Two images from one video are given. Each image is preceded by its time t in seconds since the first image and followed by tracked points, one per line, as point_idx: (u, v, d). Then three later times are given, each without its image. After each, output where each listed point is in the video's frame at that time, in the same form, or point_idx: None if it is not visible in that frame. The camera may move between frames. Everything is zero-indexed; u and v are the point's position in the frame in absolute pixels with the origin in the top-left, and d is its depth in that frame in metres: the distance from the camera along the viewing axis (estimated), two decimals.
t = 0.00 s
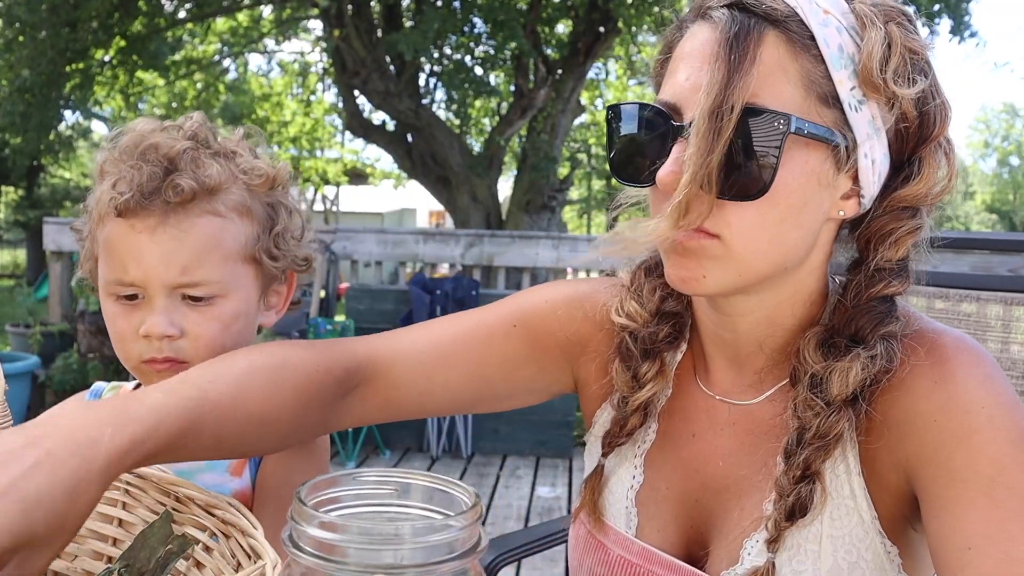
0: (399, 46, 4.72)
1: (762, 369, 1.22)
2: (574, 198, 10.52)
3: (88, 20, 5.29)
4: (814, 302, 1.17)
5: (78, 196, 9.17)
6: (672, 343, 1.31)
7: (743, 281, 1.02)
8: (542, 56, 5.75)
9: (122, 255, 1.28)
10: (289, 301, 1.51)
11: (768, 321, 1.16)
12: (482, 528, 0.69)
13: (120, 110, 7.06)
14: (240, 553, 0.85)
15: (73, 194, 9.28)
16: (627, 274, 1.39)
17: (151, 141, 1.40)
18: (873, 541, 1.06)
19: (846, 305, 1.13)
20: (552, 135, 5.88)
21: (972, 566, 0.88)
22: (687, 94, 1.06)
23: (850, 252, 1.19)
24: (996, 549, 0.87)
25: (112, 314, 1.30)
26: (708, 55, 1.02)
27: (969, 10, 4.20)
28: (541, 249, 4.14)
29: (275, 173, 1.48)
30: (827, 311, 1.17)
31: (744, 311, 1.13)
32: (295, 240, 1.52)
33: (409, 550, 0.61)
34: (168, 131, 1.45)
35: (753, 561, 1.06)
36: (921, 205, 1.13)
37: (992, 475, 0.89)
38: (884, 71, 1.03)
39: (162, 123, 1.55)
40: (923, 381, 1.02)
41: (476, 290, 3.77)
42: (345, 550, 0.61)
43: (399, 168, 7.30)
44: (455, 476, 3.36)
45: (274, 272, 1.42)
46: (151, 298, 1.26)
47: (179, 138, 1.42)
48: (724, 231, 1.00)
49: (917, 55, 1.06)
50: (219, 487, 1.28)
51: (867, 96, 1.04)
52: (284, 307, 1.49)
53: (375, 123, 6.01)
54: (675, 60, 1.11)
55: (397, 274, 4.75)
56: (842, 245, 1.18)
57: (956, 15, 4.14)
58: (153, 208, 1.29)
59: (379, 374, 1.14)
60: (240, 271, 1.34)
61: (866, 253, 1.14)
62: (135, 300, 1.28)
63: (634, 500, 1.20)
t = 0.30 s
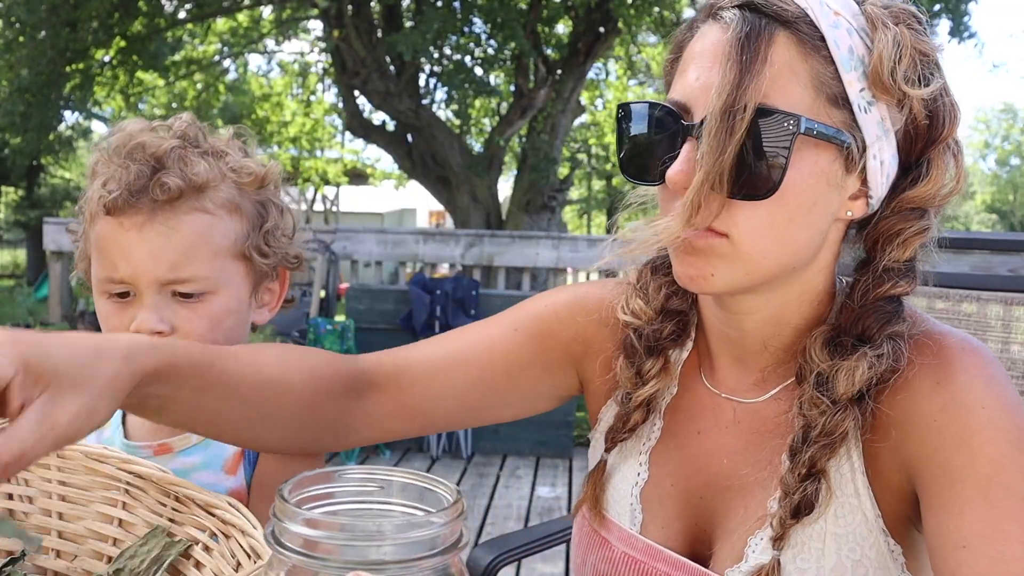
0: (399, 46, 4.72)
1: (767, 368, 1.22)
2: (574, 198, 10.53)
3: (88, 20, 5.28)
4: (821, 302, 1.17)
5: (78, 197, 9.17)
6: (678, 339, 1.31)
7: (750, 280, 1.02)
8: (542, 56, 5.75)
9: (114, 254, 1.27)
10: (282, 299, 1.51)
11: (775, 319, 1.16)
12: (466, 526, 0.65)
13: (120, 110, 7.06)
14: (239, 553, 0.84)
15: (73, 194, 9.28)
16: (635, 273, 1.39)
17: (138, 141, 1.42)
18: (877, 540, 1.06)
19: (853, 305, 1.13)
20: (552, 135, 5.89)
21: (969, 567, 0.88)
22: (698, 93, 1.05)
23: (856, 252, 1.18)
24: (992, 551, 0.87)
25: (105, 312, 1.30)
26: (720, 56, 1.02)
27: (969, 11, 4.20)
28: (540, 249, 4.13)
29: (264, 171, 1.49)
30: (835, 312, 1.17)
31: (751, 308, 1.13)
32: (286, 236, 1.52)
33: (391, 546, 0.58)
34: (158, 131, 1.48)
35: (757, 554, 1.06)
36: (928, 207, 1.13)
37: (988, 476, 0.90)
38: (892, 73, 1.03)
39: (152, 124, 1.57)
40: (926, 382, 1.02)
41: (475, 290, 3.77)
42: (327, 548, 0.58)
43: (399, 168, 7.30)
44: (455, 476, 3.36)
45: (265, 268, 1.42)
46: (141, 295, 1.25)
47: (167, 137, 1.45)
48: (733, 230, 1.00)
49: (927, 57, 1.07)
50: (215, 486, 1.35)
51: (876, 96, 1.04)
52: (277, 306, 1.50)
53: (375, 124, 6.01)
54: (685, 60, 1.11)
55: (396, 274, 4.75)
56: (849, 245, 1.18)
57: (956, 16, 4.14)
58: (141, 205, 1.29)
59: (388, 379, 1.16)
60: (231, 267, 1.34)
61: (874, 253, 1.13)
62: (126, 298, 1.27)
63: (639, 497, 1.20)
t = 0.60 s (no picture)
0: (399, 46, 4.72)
1: (781, 369, 1.22)
2: (574, 198, 10.51)
3: (88, 20, 5.28)
4: (836, 306, 1.17)
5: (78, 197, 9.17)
6: (691, 342, 1.30)
7: (771, 290, 1.03)
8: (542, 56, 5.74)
9: (115, 246, 1.34)
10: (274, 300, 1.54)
11: (787, 325, 1.16)
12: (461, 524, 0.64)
13: (120, 110, 7.06)
14: (239, 554, 0.84)
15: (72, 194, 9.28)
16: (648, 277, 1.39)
17: (146, 138, 1.45)
18: (888, 545, 1.07)
19: (869, 309, 1.14)
20: (552, 135, 5.89)
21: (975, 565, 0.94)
22: (721, 101, 1.03)
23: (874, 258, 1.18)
24: (1000, 549, 0.93)
25: (103, 306, 1.35)
26: (746, 64, 1.00)
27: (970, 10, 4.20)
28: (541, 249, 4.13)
29: (264, 174, 1.51)
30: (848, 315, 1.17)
31: (767, 315, 1.14)
32: (283, 238, 1.53)
33: (387, 546, 0.58)
34: (164, 130, 1.50)
35: (766, 556, 1.07)
36: (949, 213, 1.14)
37: (998, 481, 0.95)
38: (915, 82, 1.03)
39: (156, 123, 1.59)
40: (937, 386, 1.05)
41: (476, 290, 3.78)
42: (323, 547, 0.58)
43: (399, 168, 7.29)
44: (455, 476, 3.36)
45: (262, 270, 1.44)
46: (142, 289, 1.32)
47: (172, 135, 1.47)
48: (755, 240, 1.00)
49: (952, 66, 1.07)
50: (210, 482, 1.39)
51: (900, 105, 1.04)
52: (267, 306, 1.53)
53: (375, 123, 6.01)
54: (704, 64, 1.09)
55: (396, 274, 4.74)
56: (867, 251, 1.18)
57: (956, 16, 4.14)
58: (147, 200, 1.34)
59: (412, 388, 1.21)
60: (231, 265, 1.37)
61: (892, 258, 1.13)
62: (125, 291, 1.34)
63: (647, 499, 1.20)
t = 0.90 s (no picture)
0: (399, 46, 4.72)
1: (798, 371, 1.21)
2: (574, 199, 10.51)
3: (88, 20, 5.27)
4: (857, 307, 1.16)
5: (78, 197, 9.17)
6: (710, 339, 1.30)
7: (797, 295, 1.03)
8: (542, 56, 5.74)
9: (134, 238, 1.34)
10: (263, 301, 1.55)
11: (811, 325, 1.14)
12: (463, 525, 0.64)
13: (120, 110, 7.06)
14: (240, 554, 0.84)
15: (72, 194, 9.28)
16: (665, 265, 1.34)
17: (168, 133, 1.49)
18: (898, 547, 1.07)
19: (889, 310, 1.14)
20: (552, 135, 5.90)
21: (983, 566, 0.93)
22: (757, 102, 1.00)
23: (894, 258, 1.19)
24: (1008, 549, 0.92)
25: (118, 297, 1.35)
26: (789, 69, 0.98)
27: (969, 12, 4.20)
28: (541, 249, 4.13)
29: (263, 173, 1.56)
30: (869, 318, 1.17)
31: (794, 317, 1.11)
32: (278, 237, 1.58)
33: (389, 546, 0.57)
34: (179, 128, 1.53)
35: (777, 557, 1.06)
36: (973, 221, 1.13)
37: (1009, 483, 0.95)
38: (952, 90, 1.03)
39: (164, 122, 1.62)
40: (953, 389, 1.05)
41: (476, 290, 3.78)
42: (322, 546, 0.57)
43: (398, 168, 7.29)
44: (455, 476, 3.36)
45: (267, 263, 1.49)
46: (162, 280, 1.33)
47: (192, 133, 1.51)
48: (788, 248, 0.99)
49: (989, 75, 1.07)
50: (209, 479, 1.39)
51: (936, 113, 1.03)
52: (261, 306, 1.53)
53: (375, 124, 6.01)
54: (736, 63, 1.06)
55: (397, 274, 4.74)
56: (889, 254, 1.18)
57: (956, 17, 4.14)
58: (173, 191, 1.36)
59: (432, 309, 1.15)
60: (244, 260, 1.41)
61: (915, 262, 1.13)
62: (143, 283, 1.34)
63: (654, 493, 1.21)
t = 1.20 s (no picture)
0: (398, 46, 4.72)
1: (810, 376, 1.21)
2: (574, 199, 10.52)
3: (88, 20, 5.27)
4: (868, 312, 1.16)
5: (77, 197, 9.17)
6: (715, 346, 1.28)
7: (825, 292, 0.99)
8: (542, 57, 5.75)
9: (135, 242, 1.34)
10: (262, 301, 1.54)
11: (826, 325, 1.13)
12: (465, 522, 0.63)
13: (120, 110, 7.06)
14: (240, 554, 0.84)
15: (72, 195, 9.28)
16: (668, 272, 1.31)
17: (170, 137, 1.49)
18: (911, 553, 1.07)
19: (902, 317, 1.13)
20: (552, 135, 5.90)
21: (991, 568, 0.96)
22: (800, 89, 0.98)
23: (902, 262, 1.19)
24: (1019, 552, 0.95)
25: (118, 300, 1.35)
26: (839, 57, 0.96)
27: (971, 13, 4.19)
28: (541, 249, 4.13)
29: (264, 176, 1.56)
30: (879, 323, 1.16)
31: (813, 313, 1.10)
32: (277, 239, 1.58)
33: (392, 541, 0.56)
34: (180, 131, 1.53)
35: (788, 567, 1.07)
36: (980, 230, 1.14)
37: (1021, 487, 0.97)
38: (984, 95, 1.03)
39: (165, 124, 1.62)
40: (963, 393, 1.07)
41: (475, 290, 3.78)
42: (325, 541, 0.56)
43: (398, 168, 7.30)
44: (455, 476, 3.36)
45: (265, 266, 1.48)
46: (163, 284, 1.33)
47: (193, 137, 1.51)
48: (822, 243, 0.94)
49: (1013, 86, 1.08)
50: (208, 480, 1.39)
51: (969, 116, 1.03)
52: (259, 306, 1.53)
53: (375, 124, 6.01)
54: (774, 52, 1.05)
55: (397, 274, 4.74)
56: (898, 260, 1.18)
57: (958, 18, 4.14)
58: (175, 197, 1.36)
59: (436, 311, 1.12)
60: (242, 264, 1.40)
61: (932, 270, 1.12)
62: (144, 287, 1.34)
63: (660, 499, 1.21)
